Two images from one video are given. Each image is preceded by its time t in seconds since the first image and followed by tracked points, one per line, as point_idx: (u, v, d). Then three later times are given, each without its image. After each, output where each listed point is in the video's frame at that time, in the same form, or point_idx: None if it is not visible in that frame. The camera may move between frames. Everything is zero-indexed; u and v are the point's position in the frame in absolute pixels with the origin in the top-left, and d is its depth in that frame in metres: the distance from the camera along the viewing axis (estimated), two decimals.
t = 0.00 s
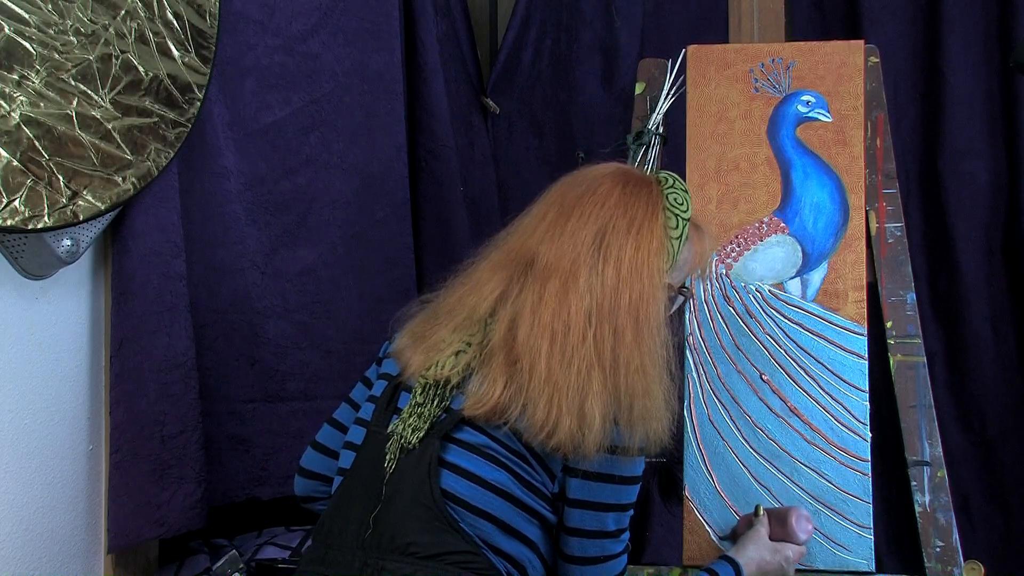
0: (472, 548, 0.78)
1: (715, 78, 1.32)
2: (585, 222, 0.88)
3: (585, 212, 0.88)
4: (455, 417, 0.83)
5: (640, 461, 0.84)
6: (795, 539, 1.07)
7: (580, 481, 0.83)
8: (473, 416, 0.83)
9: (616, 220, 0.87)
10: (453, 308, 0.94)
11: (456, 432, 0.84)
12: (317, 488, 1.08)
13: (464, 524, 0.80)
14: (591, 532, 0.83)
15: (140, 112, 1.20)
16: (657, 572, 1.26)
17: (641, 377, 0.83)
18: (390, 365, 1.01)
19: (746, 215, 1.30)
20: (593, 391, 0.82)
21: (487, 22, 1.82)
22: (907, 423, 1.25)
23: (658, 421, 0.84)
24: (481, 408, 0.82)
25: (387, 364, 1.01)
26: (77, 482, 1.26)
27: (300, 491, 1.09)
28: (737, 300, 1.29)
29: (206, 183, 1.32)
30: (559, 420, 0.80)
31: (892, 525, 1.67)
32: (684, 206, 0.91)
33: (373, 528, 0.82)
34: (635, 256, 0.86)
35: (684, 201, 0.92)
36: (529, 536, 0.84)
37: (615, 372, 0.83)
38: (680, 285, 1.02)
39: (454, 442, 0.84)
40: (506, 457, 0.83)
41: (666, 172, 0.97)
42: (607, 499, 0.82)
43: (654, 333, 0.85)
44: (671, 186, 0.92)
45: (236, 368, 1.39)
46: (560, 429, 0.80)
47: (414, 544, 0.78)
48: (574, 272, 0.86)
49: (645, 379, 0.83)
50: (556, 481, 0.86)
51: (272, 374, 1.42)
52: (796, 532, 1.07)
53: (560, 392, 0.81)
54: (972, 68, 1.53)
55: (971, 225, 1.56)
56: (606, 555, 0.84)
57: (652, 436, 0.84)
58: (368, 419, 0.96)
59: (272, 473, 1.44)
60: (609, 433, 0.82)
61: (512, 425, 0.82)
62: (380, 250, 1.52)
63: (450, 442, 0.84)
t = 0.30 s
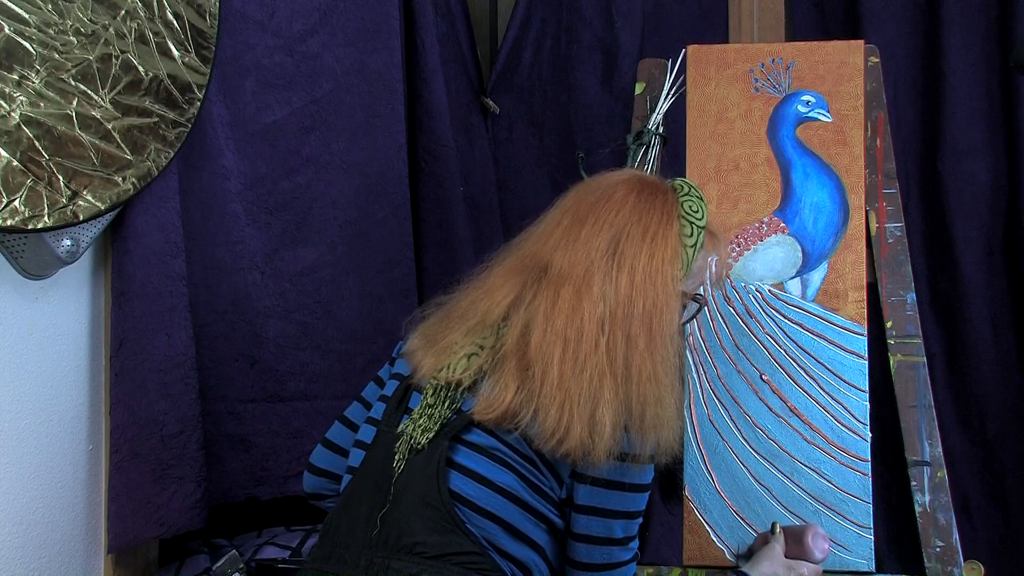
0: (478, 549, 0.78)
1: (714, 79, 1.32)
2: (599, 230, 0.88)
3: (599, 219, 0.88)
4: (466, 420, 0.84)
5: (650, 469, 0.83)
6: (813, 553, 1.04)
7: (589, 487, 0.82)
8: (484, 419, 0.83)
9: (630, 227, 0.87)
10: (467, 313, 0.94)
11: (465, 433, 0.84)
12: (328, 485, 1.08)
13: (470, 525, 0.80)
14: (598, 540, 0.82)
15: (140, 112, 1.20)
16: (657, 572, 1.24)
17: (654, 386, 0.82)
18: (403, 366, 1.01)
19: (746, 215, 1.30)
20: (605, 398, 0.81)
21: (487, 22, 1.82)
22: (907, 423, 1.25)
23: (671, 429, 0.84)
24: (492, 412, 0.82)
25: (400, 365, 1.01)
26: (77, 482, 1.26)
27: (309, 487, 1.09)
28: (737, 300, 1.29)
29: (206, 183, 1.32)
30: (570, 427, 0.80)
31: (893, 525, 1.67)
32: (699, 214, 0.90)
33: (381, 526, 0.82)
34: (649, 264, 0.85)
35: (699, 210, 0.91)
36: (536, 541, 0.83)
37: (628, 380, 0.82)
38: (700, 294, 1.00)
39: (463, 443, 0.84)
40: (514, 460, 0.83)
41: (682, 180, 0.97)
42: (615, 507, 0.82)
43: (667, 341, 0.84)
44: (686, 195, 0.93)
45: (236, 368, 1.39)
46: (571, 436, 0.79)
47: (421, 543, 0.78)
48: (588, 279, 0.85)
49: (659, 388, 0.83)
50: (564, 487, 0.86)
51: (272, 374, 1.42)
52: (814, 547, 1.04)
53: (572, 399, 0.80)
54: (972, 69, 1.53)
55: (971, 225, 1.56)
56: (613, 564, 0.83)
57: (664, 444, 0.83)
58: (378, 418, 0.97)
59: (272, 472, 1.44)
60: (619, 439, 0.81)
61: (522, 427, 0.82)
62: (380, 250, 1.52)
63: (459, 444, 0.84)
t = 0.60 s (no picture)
0: (484, 550, 0.79)
1: (714, 79, 1.32)
2: (615, 236, 0.87)
3: (615, 226, 0.87)
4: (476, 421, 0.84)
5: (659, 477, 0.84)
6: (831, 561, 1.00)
7: (596, 492, 0.83)
8: (493, 422, 0.83)
9: (646, 235, 0.86)
10: (480, 317, 0.94)
11: (474, 434, 0.85)
12: (337, 483, 1.08)
13: (476, 527, 0.80)
14: (604, 544, 0.83)
15: (140, 112, 1.20)
16: (658, 572, 1.26)
17: (666, 395, 0.81)
18: (416, 367, 1.01)
19: (746, 215, 1.30)
20: (616, 406, 0.81)
21: (487, 22, 1.82)
22: (907, 423, 1.25)
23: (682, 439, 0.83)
24: (501, 416, 0.82)
25: (412, 366, 1.02)
26: (77, 482, 1.26)
27: (317, 484, 1.09)
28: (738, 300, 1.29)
29: (206, 183, 1.33)
30: (579, 433, 0.79)
31: (892, 525, 1.67)
32: (715, 223, 0.89)
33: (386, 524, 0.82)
34: (664, 272, 0.84)
35: (715, 219, 0.90)
36: (542, 545, 0.84)
37: (640, 388, 0.81)
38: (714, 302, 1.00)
39: (471, 445, 0.84)
40: (523, 463, 0.84)
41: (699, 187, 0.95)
42: (621, 513, 0.82)
43: (681, 350, 0.83)
44: (703, 203, 0.91)
45: (236, 368, 1.39)
46: (580, 442, 0.79)
47: (425, 541, 0.78)
48: (602, 285, 0.84)
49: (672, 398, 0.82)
50: (571, 491, 0.87)
51: (272, 374, 1.42)
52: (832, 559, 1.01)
53: (583, 405, 0.80)
54: (971, 69, 1.53)
55: (971, 225, 1.56)
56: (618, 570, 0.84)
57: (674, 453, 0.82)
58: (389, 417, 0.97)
59: (272, 472, 1.44)
60: (629, 446, 0.81)
61: (530, 430, 0.82)
62: (380, 250, 1.52)
63: (468, 445, 0.84)
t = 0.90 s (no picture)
0: (487, 548, 0.78)
1: (714, 79, 1.32)
2: (611, 230, 0.87)
3: (610, 220, 0.87)
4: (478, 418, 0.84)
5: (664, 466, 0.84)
6: None
7: (600, 487, 0.83)
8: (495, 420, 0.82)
9: (641, 228, 0.86)
10: (477, 315, 0.94)
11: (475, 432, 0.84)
12: (340, 484, 1.08)
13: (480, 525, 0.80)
14: (608, 541, 0.82)
15: (140, 112, 1.20)
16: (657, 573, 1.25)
17: (669, 387, 0.82)
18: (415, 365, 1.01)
19: (746, 215, 1.30)
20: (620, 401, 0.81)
21: (487, 22, 1.82)
22: (907, 423, 1.25)
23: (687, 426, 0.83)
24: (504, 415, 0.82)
25: (411, 363, 1.02)
26: (77, 482, 1.26)
27: (321, 485, 1.09)
28: (738, 300, 1.29)
29: (206, 182, 1.33)
30: (586, 432, 0.79)
31: (892, 525, 1.67)
32: (709, 211, 0.89)
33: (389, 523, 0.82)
34: (664, 266, 0.84)
35: (708, 206, 0.90)
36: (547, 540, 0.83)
37: (644, 381, 0.82)
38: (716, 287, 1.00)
39: (473, 443, 0.84)
40: (526, 460, 0.83)
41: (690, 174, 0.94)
42: (624, 509, 0.82)
43: (682, 342, 0.84)
44: (696, 190, 0.90)
45: (236, 368, 1.39)
46: (587, 441, 0.79)
47: (430, 539, 0.78)
48: (603, 282, 0.85)
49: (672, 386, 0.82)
50: (574, 486, 0.85)
51: (272, 374, 1.42)
52: None
53: (589, 404, 0.80)
54: (971, 69, 1.54)
55: (971, 225, 1.56)
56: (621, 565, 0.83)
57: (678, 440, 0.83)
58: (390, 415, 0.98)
59: (272, 472, 1.44)
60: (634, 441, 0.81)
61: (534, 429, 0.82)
62: (380, 250, 1.51)
63: (470, 442, 0.84)
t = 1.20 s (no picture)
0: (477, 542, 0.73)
1: (714, 79, 1.32)
2: (516, 182, 0.79)
3: (512, 173, 0.79)
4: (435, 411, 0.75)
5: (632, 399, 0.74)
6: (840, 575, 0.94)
7: (569, 449, 0.71)
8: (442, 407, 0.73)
9: (544, 169, 0.79)
10: (403, 302, 0.85)
11: (437, 422, 0.76)
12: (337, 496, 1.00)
13: (466, 517, 0.74)
14: (585, 509, 0.70)
15: (140, 112, 1.20)
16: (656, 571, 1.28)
17: (608, 316, 0.75)
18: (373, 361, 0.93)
19: (746, 215, 1.30)
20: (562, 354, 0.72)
21: (487, 22, 1.82)
22: (907, 423, 1.25)
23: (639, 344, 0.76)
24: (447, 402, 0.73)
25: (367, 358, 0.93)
26: (78, 482, 1.26)
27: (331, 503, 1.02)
28: (737, 300, 1.29)
29: (206, 183, 1.33)
30: (542, 394, 0.70)
31: (892, 525, 1.67)
32: (603, 126, 0.81)
33: (376, 531, 0.77)
34: (575, 198, 0.78)
35: (600, 122, 0.82)
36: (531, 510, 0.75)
37: (581, 324, 0.74)
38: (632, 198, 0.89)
39: (439, 433, 0.75)
40: (493, 442, 0.74)
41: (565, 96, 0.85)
42: (596, 469, 0.70)
43: (613, 262, 0.78)
44: (581, 111, 0.82)
45: (236, 368, 1.39)
46: (545, 401, 0.70)
47: (421, 547, 0.73)
48: (525, 235, 0.77)
49: (613, 314, 0.75)
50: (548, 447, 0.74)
51: (272, 374, 1.41)
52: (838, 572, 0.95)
53: (534, 365, 0.71)
54: (971, 69, 1.54)
55: (971, 225, 1.56)
56: (609, 530, 0.71)
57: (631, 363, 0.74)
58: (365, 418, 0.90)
59: (272, 473, 1.42)
60: (594, 395, 0.71)
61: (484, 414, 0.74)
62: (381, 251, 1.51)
63: (434, 436, 0.75)
